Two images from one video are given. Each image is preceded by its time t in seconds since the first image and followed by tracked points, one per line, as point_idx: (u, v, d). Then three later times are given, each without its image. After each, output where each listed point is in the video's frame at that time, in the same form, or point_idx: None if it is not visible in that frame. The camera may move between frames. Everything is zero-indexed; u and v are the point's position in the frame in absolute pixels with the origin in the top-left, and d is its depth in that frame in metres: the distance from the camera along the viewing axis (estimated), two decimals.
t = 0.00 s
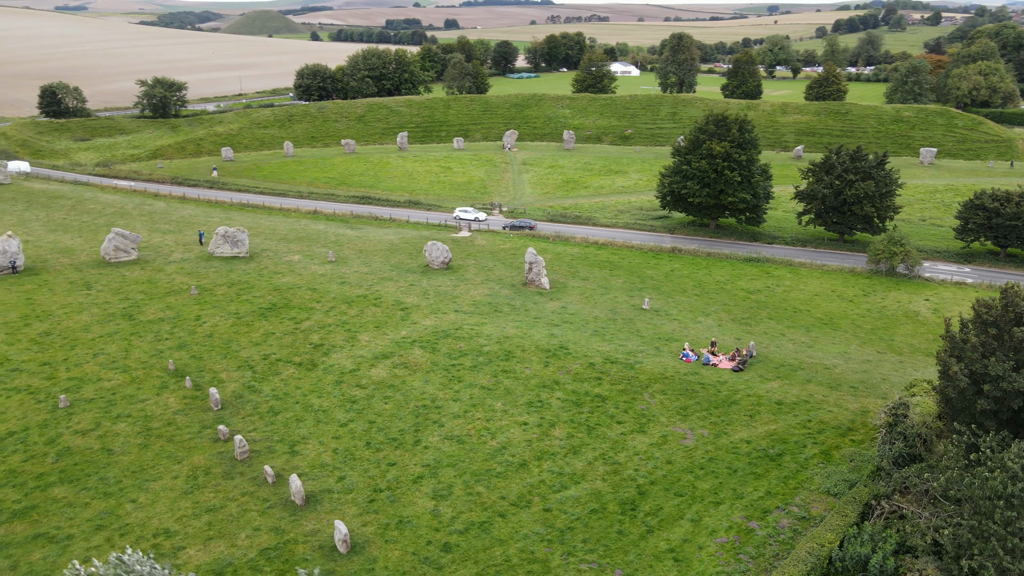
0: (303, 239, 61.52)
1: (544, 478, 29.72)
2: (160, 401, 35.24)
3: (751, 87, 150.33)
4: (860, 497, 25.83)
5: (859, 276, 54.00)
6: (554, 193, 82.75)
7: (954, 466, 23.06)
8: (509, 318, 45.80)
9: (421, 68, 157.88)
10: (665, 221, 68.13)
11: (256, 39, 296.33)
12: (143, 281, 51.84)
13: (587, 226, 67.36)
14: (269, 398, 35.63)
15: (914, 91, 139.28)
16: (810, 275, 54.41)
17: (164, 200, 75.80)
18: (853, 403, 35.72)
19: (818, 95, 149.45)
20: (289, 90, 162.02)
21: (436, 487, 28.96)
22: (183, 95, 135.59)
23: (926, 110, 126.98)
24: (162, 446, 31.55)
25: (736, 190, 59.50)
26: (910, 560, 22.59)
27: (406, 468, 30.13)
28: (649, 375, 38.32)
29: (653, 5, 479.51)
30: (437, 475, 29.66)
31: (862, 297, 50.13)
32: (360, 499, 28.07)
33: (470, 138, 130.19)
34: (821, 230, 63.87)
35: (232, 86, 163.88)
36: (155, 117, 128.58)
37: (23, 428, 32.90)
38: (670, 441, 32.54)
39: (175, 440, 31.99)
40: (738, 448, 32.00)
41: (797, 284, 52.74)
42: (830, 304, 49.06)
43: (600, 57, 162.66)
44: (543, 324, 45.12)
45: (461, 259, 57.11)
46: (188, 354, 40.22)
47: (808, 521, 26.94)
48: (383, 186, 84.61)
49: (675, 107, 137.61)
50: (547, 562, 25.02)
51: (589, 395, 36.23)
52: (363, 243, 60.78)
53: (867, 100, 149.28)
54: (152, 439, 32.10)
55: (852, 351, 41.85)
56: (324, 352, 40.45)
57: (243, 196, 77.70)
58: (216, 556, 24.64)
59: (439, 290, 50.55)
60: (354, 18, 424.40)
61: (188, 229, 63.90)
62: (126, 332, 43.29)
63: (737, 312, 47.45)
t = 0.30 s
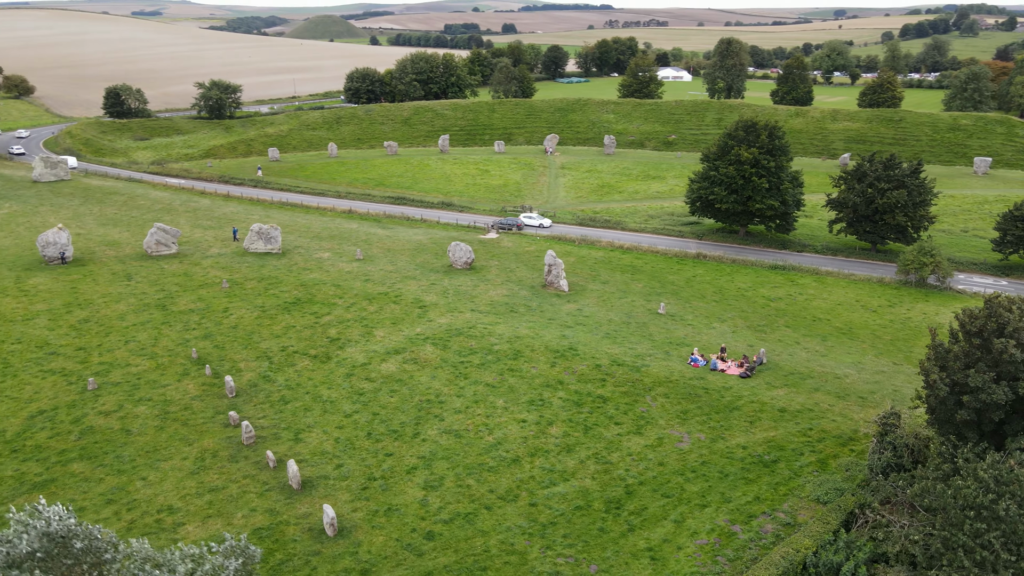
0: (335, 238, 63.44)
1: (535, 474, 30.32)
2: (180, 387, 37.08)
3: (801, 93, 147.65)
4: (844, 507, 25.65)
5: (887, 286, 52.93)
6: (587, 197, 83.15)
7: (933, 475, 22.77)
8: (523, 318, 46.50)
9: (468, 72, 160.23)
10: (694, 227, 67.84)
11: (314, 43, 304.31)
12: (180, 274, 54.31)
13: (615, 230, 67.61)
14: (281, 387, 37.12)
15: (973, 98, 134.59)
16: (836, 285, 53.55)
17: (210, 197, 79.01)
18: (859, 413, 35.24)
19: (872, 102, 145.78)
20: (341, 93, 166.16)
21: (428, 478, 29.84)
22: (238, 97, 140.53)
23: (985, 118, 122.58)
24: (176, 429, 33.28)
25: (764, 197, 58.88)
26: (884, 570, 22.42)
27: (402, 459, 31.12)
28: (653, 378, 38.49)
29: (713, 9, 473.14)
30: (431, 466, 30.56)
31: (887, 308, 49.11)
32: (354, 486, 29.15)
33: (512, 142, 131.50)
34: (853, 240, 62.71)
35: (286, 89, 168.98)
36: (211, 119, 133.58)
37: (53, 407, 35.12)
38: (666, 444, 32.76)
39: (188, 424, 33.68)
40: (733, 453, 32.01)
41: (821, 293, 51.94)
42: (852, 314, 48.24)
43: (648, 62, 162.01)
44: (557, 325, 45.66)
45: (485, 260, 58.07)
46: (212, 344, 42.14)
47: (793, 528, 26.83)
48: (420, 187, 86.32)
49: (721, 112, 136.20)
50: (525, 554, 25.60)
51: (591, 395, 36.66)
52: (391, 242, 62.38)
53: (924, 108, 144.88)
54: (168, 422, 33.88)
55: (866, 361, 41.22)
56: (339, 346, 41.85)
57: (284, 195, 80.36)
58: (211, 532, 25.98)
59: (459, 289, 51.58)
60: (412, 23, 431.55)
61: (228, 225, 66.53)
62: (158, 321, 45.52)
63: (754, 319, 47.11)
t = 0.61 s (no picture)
0: (362, 237, 65.09)
1: (526, 470, 30.90)
2: (198, 375, 38.78)
3: (847, 99, 144.66)
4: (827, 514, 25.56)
5: (911, 296, 51.94)
6: (616, 202, 83.31)
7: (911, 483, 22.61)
8: (536, 319, 47.13)
9: (509, 76, 161.72)
10: (720, 233, 67.50)
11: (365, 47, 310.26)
12: (211, 269, 56.49)
13: (639, 234, 67.72)
14: (293, 379, 38.51)
15: None
16: (858, 293, 52.76)
17: (248, 196, 81.68)
18: (862, 423, 34.89)
19: (921, 109, 142.05)
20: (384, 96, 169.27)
21: (422, 470, 30.71)
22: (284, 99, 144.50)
23: None
24: (190, 415, 34.89)
25: (789, 203, 58.27)
26: None
27: (400, 451, 32.06)
28: (657, 381, 38.67)
29: (768, 14, 465.50)
30: (426, 459, 31.43)
31: (909, 318, 48.23)
32: (350, 475, 30.19)
33: (550, 146, 132.19)
34: (882, 249, 61.59)
35: (332, 92, 172.91)
36: (257, 120, 137.69)
37: (79, 392, 37.19)
38: (661, 446, 32.99)
39: (202, 411, 35.26)
40: (728, 457, 32.07)
41: (842, 302, 51.21)
42: (871, 323, 47.51)
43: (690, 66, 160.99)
44: (568, 327, 46.18)
45: (506, 261, 58.88)
46: (233, 336, 43.86)
47: (777, 532, 26.85)
48: (452, 189, 87.64)
49: (763, 118, 134.57)
50: (507, 547, 26.23)
51: (593, 396, 37.08)
52: (416, 243, 63.73)
53: (976, 115, 140.47)
54: (183, 409, 35.52)
55: (878, 370, 40.67)
56: (353, 341, 43.13)
57: (319, 195, 82.58)
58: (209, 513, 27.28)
59: (477, 290, 52.46)
60: (463, 27, 436.13)
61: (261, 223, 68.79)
62: (185, 313, 47.53)
63: (769, 326, 46.77)
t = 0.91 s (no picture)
0: (391, 237, 66.74)
1: (519, 465, 31.63)
2: (218, 364, 40.65)
3: (898, 106, 140.89)
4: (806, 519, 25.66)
5: (937, 307, 50.80)
6: (648, 206, 83.26)
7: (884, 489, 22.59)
8: (549, 320, 47.78)
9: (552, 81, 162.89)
10: (748, 240, 67.01)
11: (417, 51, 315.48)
12: (244, 264, 58.77)
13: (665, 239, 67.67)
14: (306, 370, 40.05)
15: None
16: (882, 303, 51.83)
17: (288, 195, 84.38)
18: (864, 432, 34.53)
19: (976, 116, 137.57)
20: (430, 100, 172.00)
21: (417, 461, 31.74)
22: (332, 102, 148.31)
23: None
24: (205, 402, 36.65)
25: (816, 210, 57.56)
26: None
27: (399, 442, 33.14)
28: (660, 384, 38.94)
29: (831, 18, 454.61)
30: (423, 451, 32.45)
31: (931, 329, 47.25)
32: (347, 463, 31.39)
33: (590, 151, 132.53)
34: (914, 259, 60.27)
35: (380, 95, 176.54)
36: (305, 122, 141.66)
37: (108, 376, 39.45)
38: (656, 447, 33.32)
39: (218, 398, 37.01)
40: (721, 460, 32.21)
41: (864, 311, 50.42)
42: (890, 333, 46.74)
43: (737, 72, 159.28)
44: (580, 329, 46.68)
45: (528, 263, 59.66)
46: (255, 328, 45.74)
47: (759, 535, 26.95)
48: (485, 192, 88.87)
49: (808, 124, 132.42)
50: (488, 538, 26.98)
51: (594, 396, 37.60)
52: (443, 244, 65.07)
53: None
54: (200, 395, 37.35)
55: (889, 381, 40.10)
56: (368, 336, 44.51)
57: (355, 196, 84.80)
58: (211, 494, 28.78)
59: (495, 290, 53.38)
60: (517, 32, 438.75)
61: (296, 221, 71.07)
62: (214, 305, 49.70)
63: (783, 333, 46.44)
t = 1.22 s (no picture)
0: (413, 237, 67.98)
1: (513, 461, 32.21)
2: (233, 357, 42.12)
3: (940, 111, 137.64)
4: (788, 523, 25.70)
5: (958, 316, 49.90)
6: (672, 210, 83.12)
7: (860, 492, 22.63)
8: (559, 321, 48.29)
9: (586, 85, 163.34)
10: (769, 245, 66.55)
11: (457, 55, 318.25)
12: (268, 261, 60.56)
13: (685, 243, 67.53)
14: (317, 364, 41.25)
15: None
16: (901, 311, 51.09)
17: (318, 196, 86.41)
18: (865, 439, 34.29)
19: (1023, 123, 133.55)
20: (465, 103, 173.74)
21: (414, 454, 32.57)
22: (368, 105, 150.97)
23: None
24: (218, 391, 38.11)
25: (836, 216, 56.95)
26: None
27: (398, 436, 34.02)
28: (663, 386, 39.15)
29: (882, 21, 444.14)
30: (421, 445, 33.27)
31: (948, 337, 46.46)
32: (347, 454, 32.39)
33: (621, 154, 132.54)
34: (938, 267, 59.22)
35: (416, 98, 178.98)
36: (341, 124, 144.49)
37: (129, 365, 41.25)
38: (651, 447, 33.59)
39: (231, 388, 38.43)
40: (714, 462, 32.35)
41: (881, 319, 49.75)
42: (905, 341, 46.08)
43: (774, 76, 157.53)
44: (589, 330, 47.10)
45: (545, 265, 60.25)
46: (272, 323, 47.21)
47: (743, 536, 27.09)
48: (510, 195, 89.66)
49: (845, 130, 130.36)
50: (475, 530, 27.63)
51: (595, 396, 38.02)
52: (463, 244, 66.06)
53: None
54: (214, 385, 38.81)
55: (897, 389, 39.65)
56: (379, 333, 45.59)
57: (383, 197, 86.44)
58: (214, 480, 30.03)
59: (509, 290, 54.09)
60: (561, 36, 439.37)
61: (322, 220, 72.83)
62: (236, 300, 51.41)
63: (794, 339, 46.16)
